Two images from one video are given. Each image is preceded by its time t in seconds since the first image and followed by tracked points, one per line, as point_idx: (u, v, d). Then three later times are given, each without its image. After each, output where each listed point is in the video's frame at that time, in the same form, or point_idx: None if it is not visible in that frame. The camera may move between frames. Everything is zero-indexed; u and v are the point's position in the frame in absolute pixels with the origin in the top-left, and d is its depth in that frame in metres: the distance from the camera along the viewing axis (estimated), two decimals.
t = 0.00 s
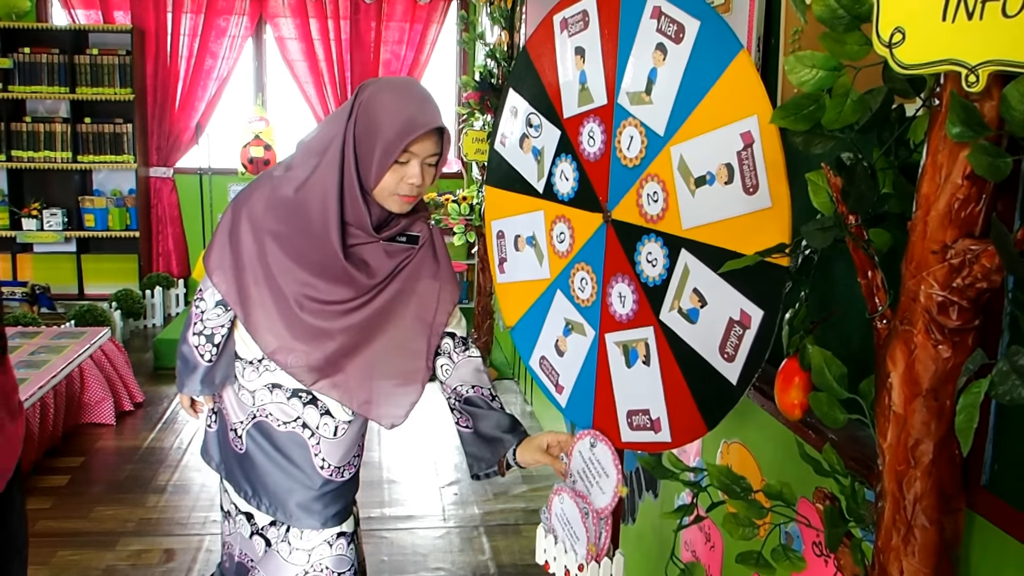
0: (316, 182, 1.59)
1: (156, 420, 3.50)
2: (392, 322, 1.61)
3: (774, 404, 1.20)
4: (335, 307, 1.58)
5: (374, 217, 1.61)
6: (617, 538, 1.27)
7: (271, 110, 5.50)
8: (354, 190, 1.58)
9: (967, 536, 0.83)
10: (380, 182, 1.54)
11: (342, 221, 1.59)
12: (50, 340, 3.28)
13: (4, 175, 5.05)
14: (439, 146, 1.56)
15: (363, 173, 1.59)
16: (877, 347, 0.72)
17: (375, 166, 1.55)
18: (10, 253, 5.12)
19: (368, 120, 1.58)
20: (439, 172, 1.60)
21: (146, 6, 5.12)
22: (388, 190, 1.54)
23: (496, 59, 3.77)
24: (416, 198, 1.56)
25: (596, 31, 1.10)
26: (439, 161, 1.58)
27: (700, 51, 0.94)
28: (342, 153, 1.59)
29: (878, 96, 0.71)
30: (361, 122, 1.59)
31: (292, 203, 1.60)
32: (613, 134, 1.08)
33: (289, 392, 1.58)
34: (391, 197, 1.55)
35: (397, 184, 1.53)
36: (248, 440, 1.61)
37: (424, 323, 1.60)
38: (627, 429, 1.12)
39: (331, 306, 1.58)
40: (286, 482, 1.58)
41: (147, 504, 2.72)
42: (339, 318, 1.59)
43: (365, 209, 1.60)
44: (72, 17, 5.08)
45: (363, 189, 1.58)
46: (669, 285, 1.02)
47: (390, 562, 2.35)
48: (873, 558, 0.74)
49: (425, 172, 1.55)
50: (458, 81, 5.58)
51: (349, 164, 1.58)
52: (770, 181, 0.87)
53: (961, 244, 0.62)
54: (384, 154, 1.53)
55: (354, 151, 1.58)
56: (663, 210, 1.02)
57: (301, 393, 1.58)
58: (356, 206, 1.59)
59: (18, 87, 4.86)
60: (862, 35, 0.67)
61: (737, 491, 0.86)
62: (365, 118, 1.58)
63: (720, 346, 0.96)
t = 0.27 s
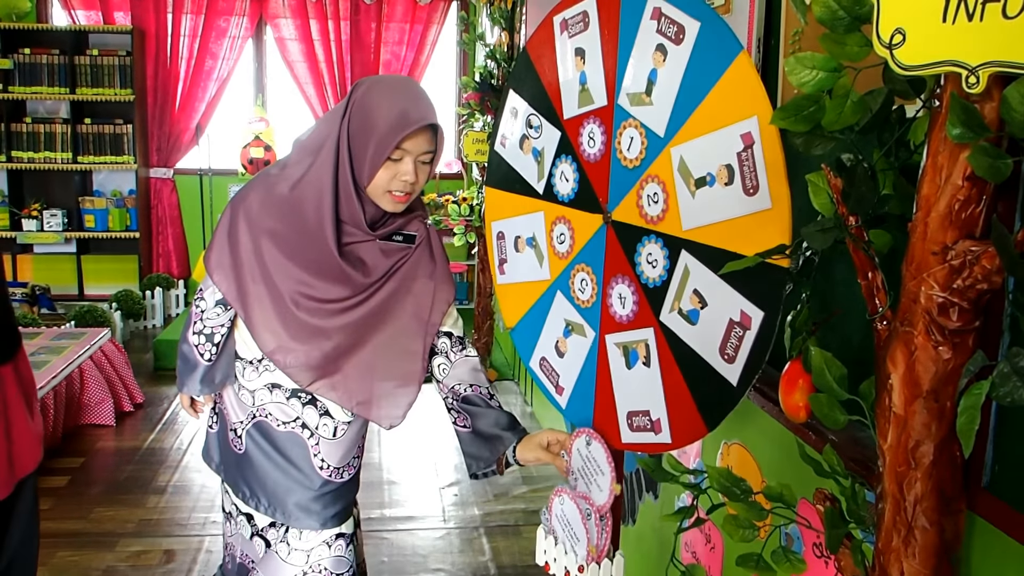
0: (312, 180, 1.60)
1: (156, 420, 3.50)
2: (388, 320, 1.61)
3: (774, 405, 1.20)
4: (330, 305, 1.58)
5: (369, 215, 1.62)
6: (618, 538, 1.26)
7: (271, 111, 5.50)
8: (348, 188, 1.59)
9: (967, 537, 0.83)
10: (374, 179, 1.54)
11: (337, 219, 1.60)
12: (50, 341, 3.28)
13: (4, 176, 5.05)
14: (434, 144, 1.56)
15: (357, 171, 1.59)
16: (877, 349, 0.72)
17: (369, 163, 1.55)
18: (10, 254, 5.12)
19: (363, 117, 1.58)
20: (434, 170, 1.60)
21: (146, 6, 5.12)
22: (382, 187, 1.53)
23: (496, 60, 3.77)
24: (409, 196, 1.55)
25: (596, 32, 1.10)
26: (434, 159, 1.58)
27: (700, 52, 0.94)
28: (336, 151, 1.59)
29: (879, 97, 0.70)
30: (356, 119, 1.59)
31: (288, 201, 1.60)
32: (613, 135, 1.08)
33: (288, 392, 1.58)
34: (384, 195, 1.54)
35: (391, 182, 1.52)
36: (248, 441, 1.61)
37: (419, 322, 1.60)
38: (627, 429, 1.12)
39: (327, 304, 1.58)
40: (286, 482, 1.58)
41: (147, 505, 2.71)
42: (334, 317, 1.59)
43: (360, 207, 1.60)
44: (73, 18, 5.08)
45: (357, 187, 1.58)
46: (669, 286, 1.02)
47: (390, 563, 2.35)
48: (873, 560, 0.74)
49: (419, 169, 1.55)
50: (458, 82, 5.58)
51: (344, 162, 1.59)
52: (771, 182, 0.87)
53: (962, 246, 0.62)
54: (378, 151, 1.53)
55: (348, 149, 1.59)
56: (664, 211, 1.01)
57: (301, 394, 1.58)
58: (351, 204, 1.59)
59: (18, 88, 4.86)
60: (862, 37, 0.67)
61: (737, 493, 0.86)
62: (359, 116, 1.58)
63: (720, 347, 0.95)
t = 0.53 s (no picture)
0: (310, 176, 1.60)
1: (157, 423, 3.50)
2: (387, 314, 1.61)
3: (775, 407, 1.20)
4: (331, 301, 1.58)
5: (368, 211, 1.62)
6: (618, 541, 1.27)
7: (272, 113, 5.51)
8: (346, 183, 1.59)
9: (969, 539, 0.82)
10: (369, 174, 1.54)
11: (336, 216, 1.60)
12: (51, 343, 3.28)
13: (5, 179, 5.05)
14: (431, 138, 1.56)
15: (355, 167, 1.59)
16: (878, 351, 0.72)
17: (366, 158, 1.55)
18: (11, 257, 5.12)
19: (359, 112, 1.58)
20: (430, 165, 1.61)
21: (147, 9, 5.13)
22: (378, 181, 1.54)
23: (496, 62, 3.78)
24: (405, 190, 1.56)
25: (596, 35, 1.10)
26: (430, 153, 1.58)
27: (701, 55, 0.94)
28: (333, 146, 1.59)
29: (879, 100, 0.71)
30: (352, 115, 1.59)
31: (287, 198, 1.60)
32: (614, 138, 1.08)
33: (290, 394, 1.58)
34: (381, 189, 1.55)
35: (386, 175, 1.53)
36: (250, 441, 1.61)
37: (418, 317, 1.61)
38: (628, 432, 1.12)
39: (327, 301, 1.58)
40: (287, 483, 1.58)
41: (148, 508, 2.71)
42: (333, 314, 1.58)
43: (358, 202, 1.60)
44: (74, 21, 5.10)
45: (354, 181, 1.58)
46: (670, 289, 1.02)
47: (392, 566, 2.35)
48: (874, 562, 0.74)
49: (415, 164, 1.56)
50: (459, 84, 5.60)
51: (342, 156, 1.58)
52: (772, 184, 0.87)
53: (963, 248, 0.62)
54: (373, 145, 1.53)
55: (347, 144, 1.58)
56: (664, 213, 1.02)
57: (302, 395, 1.57)
58: (349, 199, 1.60)
59: (19, 90, 4.86)
60: (863, 40, 0.67)
61: (739, 495, 0.86)
62: (356, 110, 1.58)
63: (721, 349, 0.95)
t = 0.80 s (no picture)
0: (296, 135, 1.49)
1: (159, 426, 3.50)
2: (379, 284, 1.55)
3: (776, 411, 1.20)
4: (322, 268, 1.50)
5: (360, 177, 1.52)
6: (620, 545, 1.27)
7: (274, 116, 5.52)
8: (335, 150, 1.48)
9: (971, 543, 0.82)
10: (350, 130, 1.47)
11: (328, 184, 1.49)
12: (53, 346, 3.28)
13: (8, 182, 5.06)
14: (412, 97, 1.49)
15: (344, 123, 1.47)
16: (880, 355, 0.72)
17: (353, 114, 1.45)
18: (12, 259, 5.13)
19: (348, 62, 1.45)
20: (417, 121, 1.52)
21: (149, 12, 5.14)
22: (359, 137, 1.47)
23: (498, 65, 3.78)
24: (387, 148, 1.48)
25: (598, 37, 1.10)
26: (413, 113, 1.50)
27: (703, 58, 0.94)
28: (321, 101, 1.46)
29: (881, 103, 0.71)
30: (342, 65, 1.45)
31: (276, 170, 1.50)
32: (616, 141, 1.08)
33: (289, 393, 1.52)
34: (362, 146, 1.48)
35: (366, 131, 1.46)
36: (249, 440, 1.55)
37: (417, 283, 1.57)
38: (629, 436, 1.12)
39: (319, 269, 1.50)
40: (290, 485, 1.55)
41: (150, 510, 2.71)
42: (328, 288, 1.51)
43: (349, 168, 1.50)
44: (76, 24, 5.11)
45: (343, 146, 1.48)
46: (671, 293, 1.02)
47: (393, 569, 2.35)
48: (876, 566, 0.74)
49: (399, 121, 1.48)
50: (460, 87, 5.61)
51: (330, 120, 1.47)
52: (774, 188, 0.87)
53: (964, 252, 0.62)
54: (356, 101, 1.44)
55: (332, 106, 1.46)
56: (666, 217, 1.01)
57: (301, 395, 1.52)
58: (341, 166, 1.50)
59: (22, 93, 4.86)
60: (865, 43, 0.67)
61: (741, 498, 0.86)
62: (342, 70, 1.45)
63: (723, 352, 0.95)
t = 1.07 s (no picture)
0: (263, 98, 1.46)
1: (160, 429, 3.50)
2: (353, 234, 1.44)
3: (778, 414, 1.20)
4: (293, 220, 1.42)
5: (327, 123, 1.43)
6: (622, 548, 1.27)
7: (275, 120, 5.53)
8: (298, 101, 1.42)
9: (974, 547, 0.82)
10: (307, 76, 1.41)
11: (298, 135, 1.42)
12: (54, 350, 3.28)
13: (9, 185, 5.07)
14: (366, 42, 1.43)
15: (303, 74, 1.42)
16: (882, 358, 0.72)
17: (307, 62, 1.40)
18: (13, 263, 5.12)
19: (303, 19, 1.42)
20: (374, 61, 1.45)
21: (150, 16, 5.15)
22: (314, 81, 1.41)
23: (499, 68, 3.80)
24: (343, 89, 1.42)
25: (599, 41, 1.10)
26: (370, 55, 1.45)
27: (704, 60, 0.94)
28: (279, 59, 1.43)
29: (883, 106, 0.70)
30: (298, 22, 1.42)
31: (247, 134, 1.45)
32: (617, 144, 1.08)
33: (277, 395, 1.45)
34: (318, 90, 1.41)
35: (321, 76, 1.40)
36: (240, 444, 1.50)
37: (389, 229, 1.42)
38: (631, 439, 1.11)
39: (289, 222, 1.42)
40: (284, 490, 1.49)
41: (151, 514, 2.71)
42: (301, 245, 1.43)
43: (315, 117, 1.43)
44: (76, 28, 5.11)
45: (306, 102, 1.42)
46: (673, 295, 1.02)
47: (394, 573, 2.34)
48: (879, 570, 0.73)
49: (351, 63, 1.42)
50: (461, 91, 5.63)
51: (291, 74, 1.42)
52: (775, 191, 0.87)
53: (967, 255, 0.62)
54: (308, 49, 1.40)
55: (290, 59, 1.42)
56: (667, 220, 1.01)
57: (290, 396, 1.45)
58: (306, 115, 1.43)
59: (23, 97, 4.87)
60: (866, 46, 0.67)
61: (743, 503, 0.86)
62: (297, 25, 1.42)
63: (725, 356, 0.95)
